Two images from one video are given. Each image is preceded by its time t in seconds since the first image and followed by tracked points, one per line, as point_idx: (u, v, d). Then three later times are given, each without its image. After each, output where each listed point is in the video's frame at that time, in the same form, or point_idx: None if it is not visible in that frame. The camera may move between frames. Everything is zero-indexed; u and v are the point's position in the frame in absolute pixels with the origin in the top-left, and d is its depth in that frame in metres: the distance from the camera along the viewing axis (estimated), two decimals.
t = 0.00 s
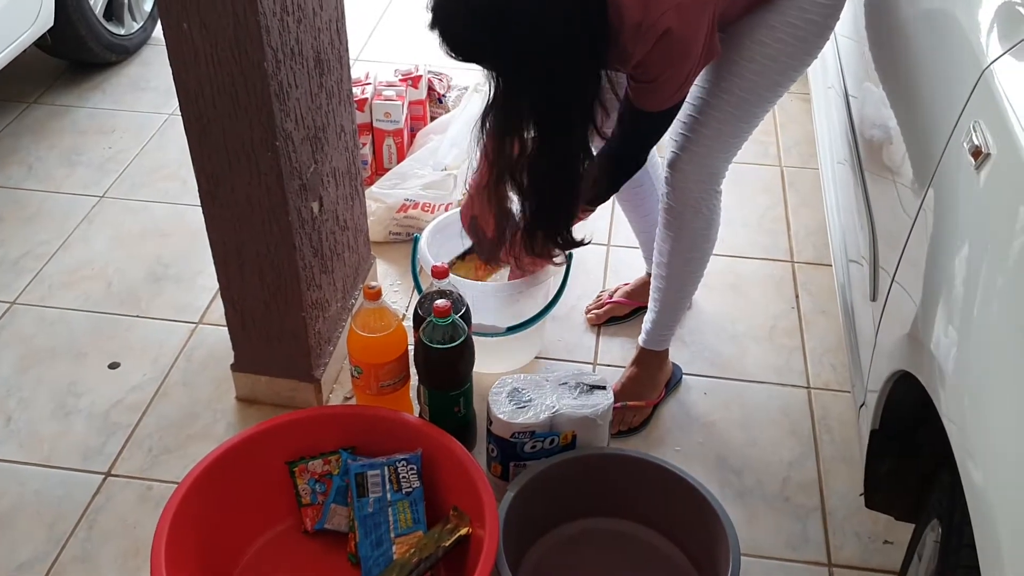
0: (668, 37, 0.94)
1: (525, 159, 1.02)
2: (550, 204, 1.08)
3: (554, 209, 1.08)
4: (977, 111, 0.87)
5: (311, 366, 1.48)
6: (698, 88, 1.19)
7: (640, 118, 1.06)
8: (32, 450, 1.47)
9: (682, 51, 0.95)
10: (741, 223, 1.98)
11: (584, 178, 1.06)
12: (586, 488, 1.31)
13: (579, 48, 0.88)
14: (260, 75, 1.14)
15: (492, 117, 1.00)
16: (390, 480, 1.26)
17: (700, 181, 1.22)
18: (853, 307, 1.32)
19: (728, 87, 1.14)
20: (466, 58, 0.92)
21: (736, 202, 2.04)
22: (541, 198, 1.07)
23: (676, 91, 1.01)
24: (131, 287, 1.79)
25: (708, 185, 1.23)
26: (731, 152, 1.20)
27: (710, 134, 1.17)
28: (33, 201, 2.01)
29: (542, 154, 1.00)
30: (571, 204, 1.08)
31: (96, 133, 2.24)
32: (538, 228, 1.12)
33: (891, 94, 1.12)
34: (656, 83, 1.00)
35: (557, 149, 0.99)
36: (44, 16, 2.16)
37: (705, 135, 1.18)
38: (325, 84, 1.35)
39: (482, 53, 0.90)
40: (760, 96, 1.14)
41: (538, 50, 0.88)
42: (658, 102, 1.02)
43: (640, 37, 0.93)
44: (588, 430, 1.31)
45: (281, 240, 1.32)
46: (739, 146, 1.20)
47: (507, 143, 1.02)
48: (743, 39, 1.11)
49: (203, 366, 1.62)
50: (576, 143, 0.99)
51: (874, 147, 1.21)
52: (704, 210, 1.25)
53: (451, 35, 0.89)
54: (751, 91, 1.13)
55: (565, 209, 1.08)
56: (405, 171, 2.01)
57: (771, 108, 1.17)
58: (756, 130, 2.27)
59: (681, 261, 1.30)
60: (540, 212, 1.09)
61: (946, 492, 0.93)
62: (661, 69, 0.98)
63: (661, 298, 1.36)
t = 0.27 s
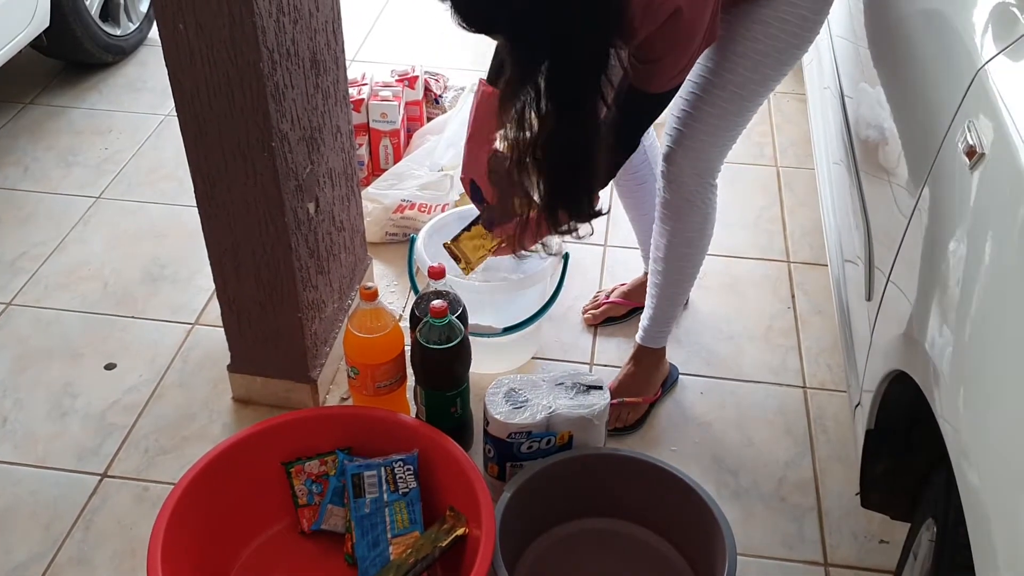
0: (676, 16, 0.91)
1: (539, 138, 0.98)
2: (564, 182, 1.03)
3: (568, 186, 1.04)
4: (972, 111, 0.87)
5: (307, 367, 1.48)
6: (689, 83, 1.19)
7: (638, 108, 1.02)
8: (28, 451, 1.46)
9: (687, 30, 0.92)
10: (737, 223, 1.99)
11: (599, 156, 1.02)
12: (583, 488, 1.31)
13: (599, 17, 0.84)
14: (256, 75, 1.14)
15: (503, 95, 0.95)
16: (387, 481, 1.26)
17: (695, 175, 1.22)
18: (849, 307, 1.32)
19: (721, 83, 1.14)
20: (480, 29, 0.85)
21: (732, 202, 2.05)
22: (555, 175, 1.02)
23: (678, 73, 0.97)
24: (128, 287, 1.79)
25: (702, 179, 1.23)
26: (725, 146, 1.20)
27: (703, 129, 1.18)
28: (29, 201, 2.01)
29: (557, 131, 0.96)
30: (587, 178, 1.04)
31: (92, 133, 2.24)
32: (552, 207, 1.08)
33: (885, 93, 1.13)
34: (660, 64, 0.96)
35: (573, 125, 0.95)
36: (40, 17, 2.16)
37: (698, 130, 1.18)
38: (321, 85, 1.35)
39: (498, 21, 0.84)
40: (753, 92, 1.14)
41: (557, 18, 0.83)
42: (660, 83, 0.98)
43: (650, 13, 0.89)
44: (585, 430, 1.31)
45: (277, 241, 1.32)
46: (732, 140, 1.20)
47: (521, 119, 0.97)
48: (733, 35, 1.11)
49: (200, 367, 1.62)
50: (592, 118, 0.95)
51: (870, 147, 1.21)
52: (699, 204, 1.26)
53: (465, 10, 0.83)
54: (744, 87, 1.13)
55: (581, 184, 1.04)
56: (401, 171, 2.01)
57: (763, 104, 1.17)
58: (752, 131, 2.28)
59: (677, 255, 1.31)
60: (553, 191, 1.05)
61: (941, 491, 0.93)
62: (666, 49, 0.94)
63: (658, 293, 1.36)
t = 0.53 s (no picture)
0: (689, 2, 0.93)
1: (555, 124, 0.97)
2: (581, 167, 1.02)
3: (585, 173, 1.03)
4: (969, 110, 0.87)
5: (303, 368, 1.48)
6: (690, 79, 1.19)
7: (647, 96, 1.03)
8: (24, 453, 1.46)
9: (701, 15, 0.94)
10: (733, 223, 1.99)
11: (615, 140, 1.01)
12: (581, 489, 1.31)
13: None
14: (252, 76, 1.14)
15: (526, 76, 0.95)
16: (384, 482, 1.25)
17: (697, 170, 1.23)
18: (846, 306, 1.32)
19: (723, 79, 1.14)
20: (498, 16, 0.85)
21: (729, 202, 2.05)
22: (571, 161, 1.01)
23: (693, 58, 0.99)
24: (124, 289, 1.78)
25: (704, 175, 1.23)
26: (727, 143, 1.20)
27: (705, 125, 1.18)
28: (25, 203, 2.00)
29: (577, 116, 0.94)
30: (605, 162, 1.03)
31: (87, 135, 2.24)
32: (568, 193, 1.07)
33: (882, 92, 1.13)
34: (674, 50, 0.98)
35: (590, 111, 0.94)
36: (35, 18, 2.16)
37: (700, 126, 1.18)
38: (317, 86, 1.35)
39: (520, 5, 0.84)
40: (751, 88, 1.14)
41: None
42: (675, 69, 1.00)
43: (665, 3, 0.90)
44: (582, 431, 1.31)
45: (273, 242, 1.32)
46: (733, 137, 1.20)
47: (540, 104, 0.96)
48: (732, 32, 1.11)
49: (196, 369, 1.62)
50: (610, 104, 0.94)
51: (866, 147, 1.21)
52: (701, 200, 1.26)
53: None
54: (745, 83, 1.13)
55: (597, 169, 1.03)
56: (398, 172, 2.01)
57: (760, 102, 1.17)
58: (748, 131, 2.28)
59: (679, 251, 1.31)
60: (568, 177, 1.04)
61: (938, 490, 0.93)
62: (681, 35, 0.96)
63: (659, 289, 1.36)
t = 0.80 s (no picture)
0: (701, 4, 0.93)
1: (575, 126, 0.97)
2: (601, 169, 1.02)
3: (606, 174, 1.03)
4: (970, 110, 0.87)
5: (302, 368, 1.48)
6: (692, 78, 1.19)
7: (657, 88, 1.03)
8: (23, 455, 1.46)
9: (712, 17, 0.94)
10: (732, 223, 1.99)
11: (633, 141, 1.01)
12: (581, 488, 1.31)
13: None
14: (252, 76, 1.14)
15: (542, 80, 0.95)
16: (384, 482, 1.25)
17: (699, 170, 1.23)
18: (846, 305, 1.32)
19: (725, 79, 1.14)
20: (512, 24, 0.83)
21: (728, 202, 2.05)
22: (589, 164, 1.01)
23: (701, 59, 0.99)
24: (123, 290, 1.78)
25: (705, 175, 1.23)
26: (728, 142, 1.20)
27: (706, 124, 1.18)
28: (23, 205, 2.00)
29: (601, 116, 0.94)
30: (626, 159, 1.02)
31: (86, 136, 2.24)
32: (588, 195, 1.07)
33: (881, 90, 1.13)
34: (684, 52, 0.97)
35: (604, 109, 0.93)
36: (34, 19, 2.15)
37: (701, 125, 1.18)
38: (316, 86, 1.35)
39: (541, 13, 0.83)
40: (752, 86, 1.14)
41: None
42: (683, 70, 1.00)
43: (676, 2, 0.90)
44: (582, 431, 1.31)
45: (273, 242, 1.32)
46: (734, 136, 1.20)
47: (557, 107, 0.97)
48: (735, 31, 1.11)
49: (196, 370, 1.62)
50: (625, 103, 0.93)
51: (865, 147, 1.22)
52: (702, 200, 1.26)
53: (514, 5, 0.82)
54: (747, 82, 1.14)
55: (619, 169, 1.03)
56: (397, 172, 2.01)
57: (761, 100, 1.17)
58: (747, 132, 2.28)
59: (680, 251, 1.31)
60: (585, 178, 1.04)
61: (939, 489, 0.93)
62: (692, 36, 0.96)
63: (659, 289, 1.36)
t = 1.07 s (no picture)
0: (704, 6, 0.94)
1: (578, 130, 0.97)
2: (606, 172, 1.02)
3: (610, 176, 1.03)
4: (969, 111, 0.87)
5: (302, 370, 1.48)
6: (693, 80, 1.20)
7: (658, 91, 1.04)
8: (23, 457, 1.46)
9: (715, 19, 0.95)
10: (730, 225, 1.99)
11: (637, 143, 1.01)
12: (581, 489, 1.31)
13: None
14: (252, 79, 1.14)
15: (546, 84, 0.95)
16: (384, 484, 1.25)
17: (699, 171, 1.23)
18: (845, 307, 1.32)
19: (725, 81, 1.14)
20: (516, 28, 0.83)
21: (726, 204, 2.05)
22: (592, 168, 1.01)
23: (702, 62, 0.99)
24: (121, 292, 1.78)
25: (705, 176, 1.24)
26: (728, 144, 1.20)
27: (706, 126, 1.18)
28: (22, 207, 2.00)
29: (605, 118, 0.94)
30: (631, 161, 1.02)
31: (84, 138, 2.23)
32: (592, 199, 1.07)
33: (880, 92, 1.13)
34: (686, 54, 0.98)
35: (608, 112, 0.93)
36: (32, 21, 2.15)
37: (702, 127, 1.18)
38: (316, 88, 1.35)
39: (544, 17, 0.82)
40: (752, 88, 1.14)
41: (603, 1, 0.82)
42: (684, 72, 1.00)
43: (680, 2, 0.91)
44: (582, 432, 1.31)
45: (273, 244, 1.32)
46: (734, 138, 1.20)
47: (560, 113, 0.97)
48: (735, 33, 1.12)
49: (195, 372, 1.62)
50: (629, 106, 0.94)
51: (864, 148, 1.22)
52: (701, 201, 1.26)
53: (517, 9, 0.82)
54: (747, 84, 1.14)
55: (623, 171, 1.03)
56: (396, 174, 2.01)
57: (761, 102, 1.17)
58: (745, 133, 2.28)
59: (679, 253, 1.31)
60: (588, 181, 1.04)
61: (939, 490, 0.93)
62: (694, 38, 0.97)
63: (659, 290, 1.36)
